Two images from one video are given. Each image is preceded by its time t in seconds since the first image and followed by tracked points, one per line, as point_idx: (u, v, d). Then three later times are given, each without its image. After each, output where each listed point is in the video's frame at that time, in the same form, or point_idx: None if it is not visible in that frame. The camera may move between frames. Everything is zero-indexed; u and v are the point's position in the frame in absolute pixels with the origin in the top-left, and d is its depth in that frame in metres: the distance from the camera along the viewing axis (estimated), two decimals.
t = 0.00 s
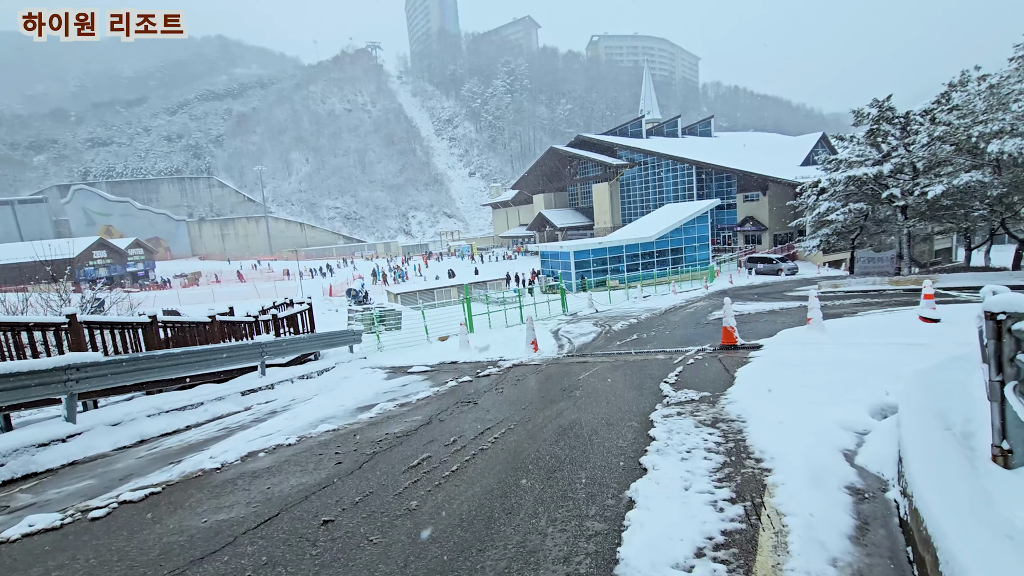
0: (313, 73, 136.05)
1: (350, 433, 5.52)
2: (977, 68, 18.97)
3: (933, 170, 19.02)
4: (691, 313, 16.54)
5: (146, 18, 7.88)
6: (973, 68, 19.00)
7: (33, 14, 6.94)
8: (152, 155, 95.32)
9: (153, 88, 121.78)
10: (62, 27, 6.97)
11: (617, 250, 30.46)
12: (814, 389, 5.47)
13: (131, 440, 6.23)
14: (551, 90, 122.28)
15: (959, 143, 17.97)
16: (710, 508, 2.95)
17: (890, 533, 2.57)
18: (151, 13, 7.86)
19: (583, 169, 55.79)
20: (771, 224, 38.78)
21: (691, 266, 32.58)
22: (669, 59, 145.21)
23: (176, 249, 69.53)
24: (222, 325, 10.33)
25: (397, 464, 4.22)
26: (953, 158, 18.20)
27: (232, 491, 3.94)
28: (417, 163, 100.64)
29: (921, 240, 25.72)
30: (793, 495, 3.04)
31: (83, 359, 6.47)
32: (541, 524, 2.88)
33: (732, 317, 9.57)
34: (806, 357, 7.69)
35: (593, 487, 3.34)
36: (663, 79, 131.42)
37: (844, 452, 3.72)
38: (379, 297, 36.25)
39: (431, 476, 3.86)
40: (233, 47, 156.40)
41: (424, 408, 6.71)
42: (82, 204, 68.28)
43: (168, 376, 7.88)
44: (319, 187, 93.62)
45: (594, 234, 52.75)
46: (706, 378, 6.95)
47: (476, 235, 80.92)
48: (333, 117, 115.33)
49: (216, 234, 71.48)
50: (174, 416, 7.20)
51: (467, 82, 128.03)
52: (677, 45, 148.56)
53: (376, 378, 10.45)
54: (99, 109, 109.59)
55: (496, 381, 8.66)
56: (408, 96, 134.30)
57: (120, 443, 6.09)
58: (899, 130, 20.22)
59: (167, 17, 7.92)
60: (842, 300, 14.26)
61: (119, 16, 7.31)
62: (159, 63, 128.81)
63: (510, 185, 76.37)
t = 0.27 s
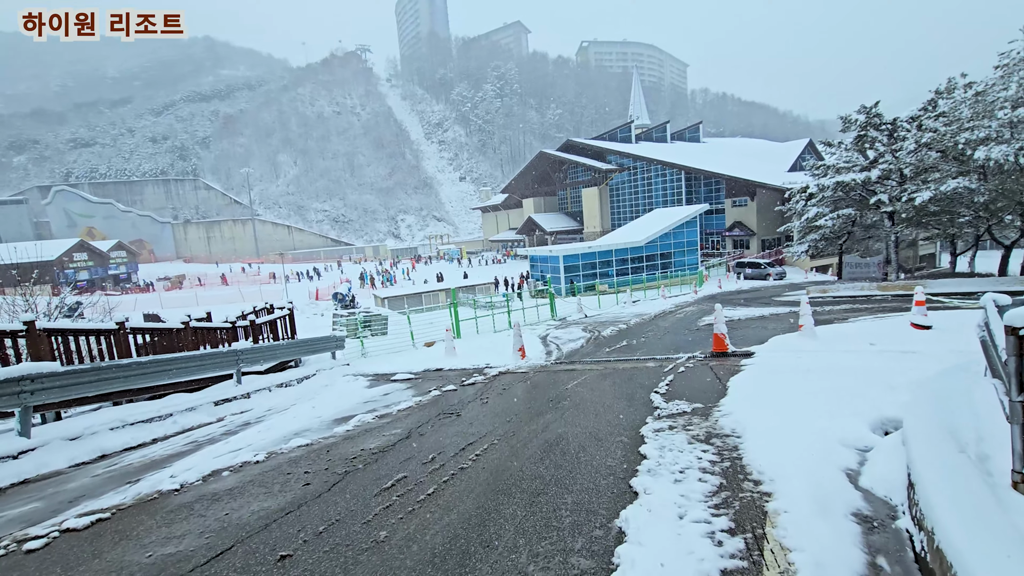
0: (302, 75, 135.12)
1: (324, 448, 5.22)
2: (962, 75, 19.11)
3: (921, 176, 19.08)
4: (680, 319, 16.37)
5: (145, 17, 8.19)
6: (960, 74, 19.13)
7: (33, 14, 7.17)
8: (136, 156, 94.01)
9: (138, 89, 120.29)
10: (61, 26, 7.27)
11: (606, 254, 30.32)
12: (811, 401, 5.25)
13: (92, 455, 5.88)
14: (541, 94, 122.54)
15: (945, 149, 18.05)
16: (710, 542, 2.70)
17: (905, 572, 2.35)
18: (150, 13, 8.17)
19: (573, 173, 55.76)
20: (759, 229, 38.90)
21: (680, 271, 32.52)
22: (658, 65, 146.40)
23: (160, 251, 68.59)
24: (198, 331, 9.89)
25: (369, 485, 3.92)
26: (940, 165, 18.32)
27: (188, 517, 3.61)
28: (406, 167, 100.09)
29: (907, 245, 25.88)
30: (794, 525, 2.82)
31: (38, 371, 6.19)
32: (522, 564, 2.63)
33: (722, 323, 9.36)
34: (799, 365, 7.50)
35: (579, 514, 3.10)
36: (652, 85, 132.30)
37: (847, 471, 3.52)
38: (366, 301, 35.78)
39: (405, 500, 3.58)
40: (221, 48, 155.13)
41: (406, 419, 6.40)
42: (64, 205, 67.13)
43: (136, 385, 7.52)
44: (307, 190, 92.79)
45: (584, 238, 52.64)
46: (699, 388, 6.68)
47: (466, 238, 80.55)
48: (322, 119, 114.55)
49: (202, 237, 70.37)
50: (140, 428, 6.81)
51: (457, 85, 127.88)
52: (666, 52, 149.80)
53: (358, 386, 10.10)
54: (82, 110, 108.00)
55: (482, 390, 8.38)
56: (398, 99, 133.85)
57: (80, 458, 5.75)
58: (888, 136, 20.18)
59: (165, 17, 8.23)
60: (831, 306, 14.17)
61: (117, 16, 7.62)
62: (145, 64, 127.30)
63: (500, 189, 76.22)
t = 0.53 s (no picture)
0: (283, 73, 133.15)
1: (292, 455, 4.89)
2: (941, 75, 19.37)
3: (901, 175, 19.28)
4: (665, 317, 16.27)
5: (146, 18, 8.05)
6: (938, 74, 19.39)
7: (33, 14, 7.10)
8: (111, 155, 91.75)
9: (113, 86, 117.43)
10: (62, 27, 7.18)
11: (591, 253, 30.22)
12: (804, 400, 5.05)
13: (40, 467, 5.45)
14: (525, 94, 122.52)
15: (924, 148, 18.28)
16: (702, 560, 2.47)
17: None
18: (151, 14, 8.04)
19: (557, 173, 55.67)
20: (741, 229, 39.21)
21: (664, 270, 32.55)
22: (640, 66, 147.40)
23: (136, 253, 66.67)
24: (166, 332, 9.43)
25: (336, 497, 3.62)
26: (919, 163, 18.53)
27: (133, 537, 3.29)
28: (390, 166, 99.29)
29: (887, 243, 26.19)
30: (796, 539, 2.58)
31: None
32: None
33: (708, 320, 9.17)
34: (788, 363, 7.33)
35: (563, 531, 2.83)
36: (635, 86, 133.08)
37: (844, 475, 3.32)
38: (348, 302, 35.29)
39: (372, 513, 3.29)
40: (199, 45, 152.36)
41: (382, 423, 6.08)
42: (35, 204, 64.80)
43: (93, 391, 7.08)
44: (289, 189, 91.43)
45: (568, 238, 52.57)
46: (686, 388, 6.49)
47: (450, 238, 80.05)
48: (303, 118, 113.03)
49: (180, 237, 68.79)
50: (96, 437, 6.36)
51: (440, 84, 127.16)
52: (649, 53, 150.81)
53: (335, 389, 9.70)
54: (54, 107, 105.12)
55: (463, 391, 8.08)
56: (381, 98, 132.64)
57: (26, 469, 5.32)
58: (868, 135, 20.42)
59: (166, 18, 8.08)
60: (816, 303, 14.14)
61: (120, 18, 7.56)
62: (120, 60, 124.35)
63: (484, 189, 75.90)
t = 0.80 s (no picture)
0: (266, 76, 131.65)
1: (258, 476, 4.58)
2: (921, 81, 19.60)
3: (883, 180, 19.44)
4: (651, 323, 16.11)
5: (146, 18, 8.13)
6: (918, 81, 19.62)
7: (34, 14, 7.29)
8: (88, 159, 89.74)
9: (90, 88, 115.13)
10: (60, 27, 7.32)
11: (577, 258, 30.09)
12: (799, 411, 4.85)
13: None
14: (511, 100, 122.64)
15: (906, 153, 18.44)
16: None
17: None
18: (150, 14, 8.12)
19: (543, 178, 55.61)
20: (725, 234, 39.42)
21: (650, 274, 32.51)
22: (625, 73, 148.56)
23: (113, 258, 64.52)
24: (132, 343, 8.99)
25: (299, 526, 3.33)
26: (901, 168, 18.68)
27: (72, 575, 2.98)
28: (375, 171, 98.58)
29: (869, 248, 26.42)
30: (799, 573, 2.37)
31: None
32: None
33: (696, 326, 8.96)
34: (778, 371, 7.15)
35: (545, 567, 2.58)
36: (620, 92, 134.01)
37: (844, 494, 3.13)
38: (331, 308, 34.74)
39: (338, 545, 3.01)
40: (180, 48, 150.25)
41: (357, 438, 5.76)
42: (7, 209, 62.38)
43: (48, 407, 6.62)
44: (272, 194, 90.21)
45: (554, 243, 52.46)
46: (675, 397, 6.29)
47: (436, 243, 79.52)
48: (287, 122, 111.85)
49: (159, 243, 67.26)
50: (48, 458, 5.94)
51: (426, 89, 126.82)
52: (633, 59, 152.08)
53: (311, 400, 9.29)
54: (29, 109, 102.68)
55: (445, 402, 7.75)
56: (366, 103, 131.81)
57: None
58: (850, 140, 20.62)
59: (166, 17, 8.17)
60: (802, 308, 14.08)
61: (118, 17, 7.69)
62: (98, 62, 122.08)
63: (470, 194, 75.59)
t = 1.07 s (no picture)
0: (263, 80, 131.49)
1: (230, 489, 4.29)
2: (920, 83, 19.45)
3: (882, 183, 19.26)
4: (649, 327, 15.85)
5: (146, 17, 8.78)
6: (918, 83, 19.47)
7: (40, 17, 8.05)
8: (83, 161, 89.19)
9: (87, 91, 114.77)
10: (63, 26, 8.00)
11: (573, 262, 29.86)
12: (806, 420, 4.58)
13: None
14: (508, 104, 122.72)
15: (905, 156, 18.27)
16: None
17: None
18: (150, 14, 8.76)
19: (540, 182, 55.43)
20: (722, 238, 39.27)
21: (647, 278, 32.30)
22: (622, 78, 148.91)
23: (109, 260, 63.30)
24: (113, 346, 8.70)
25: (264, 547, 3.06)
26: (901, 171, 18.51)
27: None
28: (372, 174, 98.29)
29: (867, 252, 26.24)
30: None
31: None
32: None
33: (695, 329, 8.70)
34: (780, 376, 6.87)
35: None
36: (618, 97, 134.26)
37: (861, 511, 2.87)
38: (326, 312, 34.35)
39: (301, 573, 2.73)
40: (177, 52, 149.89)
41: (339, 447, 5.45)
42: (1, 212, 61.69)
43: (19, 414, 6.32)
44: (268, 197, 89.83)
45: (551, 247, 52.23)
46: (674, 404, 6.00)
47: (433, 247, 79.18)
48: (284, 125, 111.55)
49: (154, 246, 66.76)
50: (13, 468, 5.65)
51: (424, 93, 126.75)
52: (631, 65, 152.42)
53: (297, 406, 8.98)
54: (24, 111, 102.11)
55: (434, 408, 7.45)
56: (363, 107, 131.74)
57: None
58: (849, 142, 20.46)
59: (164, 16, 8.79)
60: (802, 312, 13.85)
61: (118, 16, 8.35)
62: (95, 65, 121.65)
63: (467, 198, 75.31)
